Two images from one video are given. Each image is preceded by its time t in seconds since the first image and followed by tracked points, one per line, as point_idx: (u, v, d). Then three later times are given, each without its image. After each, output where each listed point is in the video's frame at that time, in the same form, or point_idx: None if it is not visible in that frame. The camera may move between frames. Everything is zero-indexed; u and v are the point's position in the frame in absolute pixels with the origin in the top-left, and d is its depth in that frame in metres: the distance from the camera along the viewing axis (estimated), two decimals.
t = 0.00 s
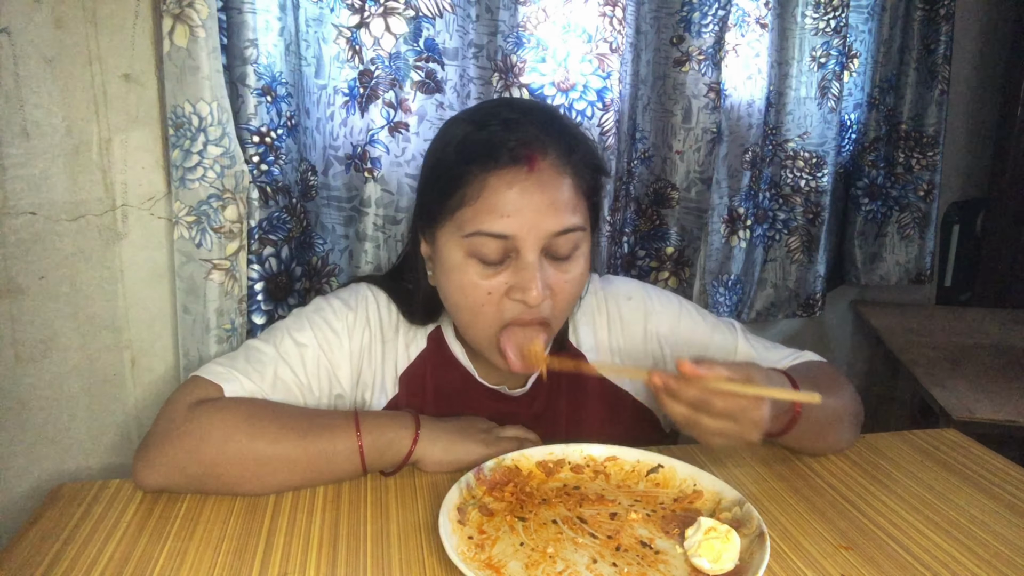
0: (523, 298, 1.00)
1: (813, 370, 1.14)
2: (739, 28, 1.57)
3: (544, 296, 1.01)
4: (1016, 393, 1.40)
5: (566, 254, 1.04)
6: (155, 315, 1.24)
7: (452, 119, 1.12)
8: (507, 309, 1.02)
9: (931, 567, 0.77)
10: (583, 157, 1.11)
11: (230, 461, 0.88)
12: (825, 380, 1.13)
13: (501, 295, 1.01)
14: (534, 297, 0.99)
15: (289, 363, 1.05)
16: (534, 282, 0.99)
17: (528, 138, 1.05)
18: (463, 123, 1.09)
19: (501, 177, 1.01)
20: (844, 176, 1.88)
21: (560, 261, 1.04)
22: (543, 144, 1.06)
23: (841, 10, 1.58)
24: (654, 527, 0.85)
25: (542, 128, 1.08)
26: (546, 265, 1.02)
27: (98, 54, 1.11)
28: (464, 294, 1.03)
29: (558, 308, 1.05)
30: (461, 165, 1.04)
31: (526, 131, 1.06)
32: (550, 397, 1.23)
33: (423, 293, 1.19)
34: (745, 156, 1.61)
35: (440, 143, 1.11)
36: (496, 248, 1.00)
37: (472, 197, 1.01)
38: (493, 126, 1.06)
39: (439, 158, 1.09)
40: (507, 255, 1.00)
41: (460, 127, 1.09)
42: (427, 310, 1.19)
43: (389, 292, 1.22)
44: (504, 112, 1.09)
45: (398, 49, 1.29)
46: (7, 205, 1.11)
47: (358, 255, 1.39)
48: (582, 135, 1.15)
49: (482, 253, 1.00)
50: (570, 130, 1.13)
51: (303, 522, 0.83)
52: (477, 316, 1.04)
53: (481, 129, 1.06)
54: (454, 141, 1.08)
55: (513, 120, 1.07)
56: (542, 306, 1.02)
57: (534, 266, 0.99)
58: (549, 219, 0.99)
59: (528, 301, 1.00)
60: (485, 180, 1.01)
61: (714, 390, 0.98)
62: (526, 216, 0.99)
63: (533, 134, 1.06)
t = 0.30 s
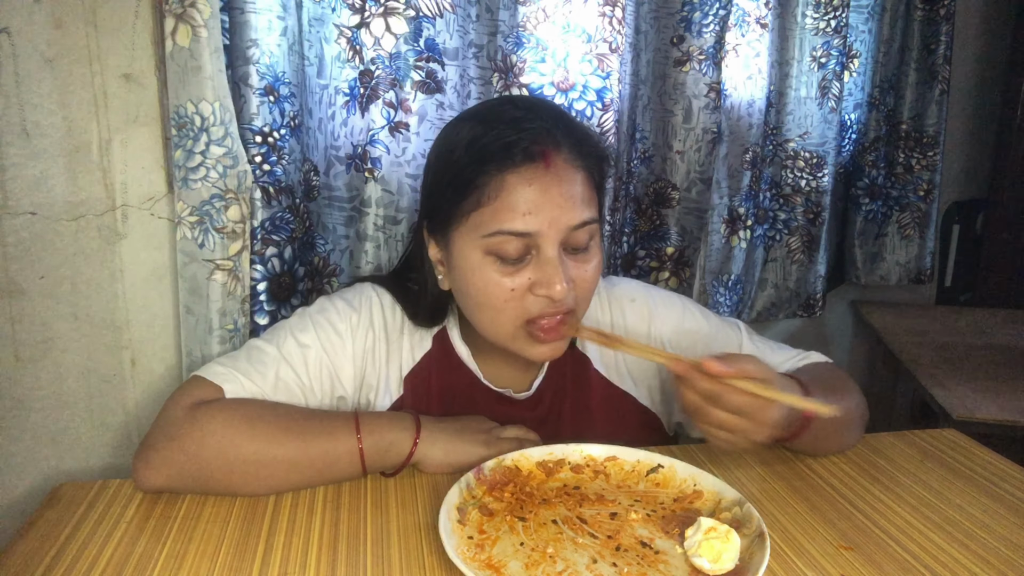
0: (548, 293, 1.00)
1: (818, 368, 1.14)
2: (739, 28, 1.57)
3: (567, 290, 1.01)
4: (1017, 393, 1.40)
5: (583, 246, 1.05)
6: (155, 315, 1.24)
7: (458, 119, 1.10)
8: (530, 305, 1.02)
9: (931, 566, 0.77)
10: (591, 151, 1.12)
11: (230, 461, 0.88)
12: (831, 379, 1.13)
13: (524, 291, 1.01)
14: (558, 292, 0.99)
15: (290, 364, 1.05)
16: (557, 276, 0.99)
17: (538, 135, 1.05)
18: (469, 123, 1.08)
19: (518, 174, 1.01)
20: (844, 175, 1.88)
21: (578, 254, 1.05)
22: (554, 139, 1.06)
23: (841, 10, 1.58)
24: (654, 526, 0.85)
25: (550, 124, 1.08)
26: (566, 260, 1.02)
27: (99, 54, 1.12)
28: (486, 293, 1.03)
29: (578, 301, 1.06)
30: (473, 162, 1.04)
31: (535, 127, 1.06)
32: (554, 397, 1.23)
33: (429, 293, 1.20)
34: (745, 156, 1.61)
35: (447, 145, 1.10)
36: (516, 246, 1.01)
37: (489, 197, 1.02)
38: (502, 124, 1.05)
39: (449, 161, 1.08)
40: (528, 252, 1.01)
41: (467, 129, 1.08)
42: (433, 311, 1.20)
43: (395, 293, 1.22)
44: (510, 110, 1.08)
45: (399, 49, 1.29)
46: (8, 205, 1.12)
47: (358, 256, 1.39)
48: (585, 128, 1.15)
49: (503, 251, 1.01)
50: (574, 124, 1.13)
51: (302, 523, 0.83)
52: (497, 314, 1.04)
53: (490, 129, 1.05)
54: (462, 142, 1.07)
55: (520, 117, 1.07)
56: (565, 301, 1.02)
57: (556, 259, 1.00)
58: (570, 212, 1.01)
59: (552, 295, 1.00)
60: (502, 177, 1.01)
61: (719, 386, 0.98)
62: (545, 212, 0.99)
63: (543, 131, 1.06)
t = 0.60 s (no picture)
0: (542, 276, 1.00)
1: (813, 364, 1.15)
2: (739, 28, 1.57)
3: (561, 273, 1.01)
4: (1016, 393, 1.40)
5: (577, 231, 1.05)
6: (155, 315, 1.24)
7: (457, 107, 1.11)
8: (524, 288, 1.03)
9: (931, 567, 0.77)
10: (587, 141, 1.13)
11: (230, 461, 0.88)
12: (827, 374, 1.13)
13: (519, 274, 1.02)
14: (551, 276, 1.00)
15: (289, 363, 1.06)
16: (551, 260, 1.00)
17: (536, 121, 1.06)
18: (468, 110, 1.09)
19: (515, 157, 1.02)
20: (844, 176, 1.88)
21: (571, 239, 1.05)
22: (552, 127, 1.06)
23: (842, 10, 1.58)
24: (654, 527, 0.85)
25: (548, 113, 1.09)
26: (560, 244, 1.03)
27: (99, 54, 1.12)
28: (479, 275, 1.04)
29: (572, 284, 1.06)
30: (472, 148, 1.04)
31: (533, 114, 1.07)
32: (551, 396, 1.24)
33: (427, 287, 1.21)
34: (745, 156, 1.62)
35: (446, 133, 1.11)
36: (510, 229, 1.01)
37: (486, 180, 1.02)
38: (501, 111, 1.07)
39: (448, 146, 1.08)
40: (522, 235, 1.02)
41: (466, 115, 1.09)
42: (431, 307, 1.21)
43: (391, 289, 1.23)
44: (508, 98, 1.09)
45: (399, 49, 1.29)
46: (7, 205, 1.12)
47: (359, 256, 1.39)
48: (583, 120, 1.16)
49: (497, 233, 1.01)
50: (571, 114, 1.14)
51: (303, 523, 0.83)
52: (492, 299, 1.05)
53: (487, 115, 1.06)
54: (461, 129, 1.07)
55: (518, 105, 1.08)
56: (558, 284, 1.02)
57: (549, 242, 1.00)
58: (564, 198, 1.01)
59: (546, 279, 1.01)
60: (499, 162, 1.02)
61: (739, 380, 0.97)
62: (541, 196, 1.00)
63: (541, 118, 1.07)
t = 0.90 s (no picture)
0: (535, 267, 1.00)
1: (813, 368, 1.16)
2: (739, 28, 1.58)
3: (554, 264, 1.01)
4: (1017, 393, 1.40)
5: (574, 225, 1.05)
6: (155, 315, 1.24)
7: (466, 98, 1.13)
8: (521, 279, 1.03)
9: (931, 567, 0.77)
10: (590, 135, 1.14)
11: (230, 461, 0.88)
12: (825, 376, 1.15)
13: (514, 264, 1.02)
14: (545, 266, 1.00)
15: (289, 363, 1.06)
16: (545, 250, 1.00)
17: (538, 114, 1.06)
18: (474, 102, 1.11)
19: (513, 147, 1.02)
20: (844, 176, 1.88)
21: (570, 232, 1.05)
22: (554, 119, 1.07)
23: (842, 10, 1.57)
24: (654, 527, 0.85)
25: (552, 105, 1.09)
26: (556, 237, 1.02)
27: (98, 53, 1.12)
28: (477, 264, 1.04)
29: (566, 278, 1.06)
30: (473, 137, 1.06)
31: (536, 106, 1.08)
32: (551, 396, 1.24)
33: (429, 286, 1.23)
34: (746, 156, 1.61)
35: (452, 124, 1.12)
36: (507, 219, 1.01)
37: (485, 170, 1.02)
38: (506, 103, 1.08)
39: (452, 135, 1.10)
40: (519, 224, 1.01)
41: (472, 107, 1.10)
42: (431, 307, 1.22)
43: (391, 288, 1.23)
44: (513, 91, 1.11)
45: (399, 49, 1.28)
46: (7, 205, 1.12)
47: (359, 255, 1.39)
48: (588, 116, 1.16)
49: (493, 223, 1.02)
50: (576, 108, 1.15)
51: (303, 522, 0.83)
52: (489, 287, 1.05)
53: (491, 106, 1.08)
54: (467, 120, 1.09)
55: (523, 98, 1.09)
56: (552, 275, 1.02)
57: (545, 233, 1.00)
58: (560, 189, 1.01)
59: (540, 269, 1.01)
60: (498, 152, 1.02)
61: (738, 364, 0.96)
62: (539, 187, 1.00)
63: (543, 110, 1.07)
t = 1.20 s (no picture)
0: (545, 277, 1.00)
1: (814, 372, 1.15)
2: (739, 28, 1.57)
3: (565, 275, 1.01)
4: (1017, 393, 1.40)
5: (586, 236, 1.05)
6: (155, 315, 1.24)
7: (485, 99, 1.11)
8: (527, 284, 1.03)
9: (931, 567, 0.77)
10: (606, 148, 1.12)
11: (230, 461, 0.88)
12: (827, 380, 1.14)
13: (524, 271, 1.02)
14: (555, 278, 1.00)
15: (288, 362, 1.05)
16: (557, 261, 0.99)
17: (559, 127, 1.05)
18: (496, 104, 1.08)
19: (533, 161, 1.01)
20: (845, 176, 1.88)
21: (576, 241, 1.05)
22: (574, 133, 1.06)
23: (843, 9, 1.57)
24: (654, 527, 0.85)
25: (573, 119, 1.07)
26: (568, 247, 1.02)
27: (98, 53, 1.12)
28: (488, 268, 1.04)
29: (576, 285, 1.06)
30: (492, 147, 1.04)
31: (557, 120, 1.05)
32: (550, 395, 1.24)
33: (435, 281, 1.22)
34: (746, 156, 1.61)
35: (471, 122, 1.10)
36: (522, 230, 1.01)
37: (504, 180, 1.02)
38: (526, 111, 1.06)
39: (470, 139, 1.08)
40: (533, 234, 1.01)
41: (491, 111, 1.08)
42: (435, 303, 1.21)
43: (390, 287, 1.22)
44: (535, 98, 1.08)
45: (398, 49, 1.28)
46: (7, 205, 1.12)
47: (358, 256, 1.40)
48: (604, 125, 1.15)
49: (508, 232, 1.01)
50: (595, 121, 1.13)
51: (303, 522, 0.83)
52: (498, 292, 1.05)
53: (513, 113, 1.05)
54: (487, 124, 1.07)
55: (545, 108, 1.06)
56: (561, 285, 1.02)
57: (558, 246, 1.00)
58: (576, 204, 1.00)
59: (549, 279, 1.01)
60: (519, 165, 1.01)
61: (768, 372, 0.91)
62: (556, 200, 0.99)
63: (564, 124, 1.05)
